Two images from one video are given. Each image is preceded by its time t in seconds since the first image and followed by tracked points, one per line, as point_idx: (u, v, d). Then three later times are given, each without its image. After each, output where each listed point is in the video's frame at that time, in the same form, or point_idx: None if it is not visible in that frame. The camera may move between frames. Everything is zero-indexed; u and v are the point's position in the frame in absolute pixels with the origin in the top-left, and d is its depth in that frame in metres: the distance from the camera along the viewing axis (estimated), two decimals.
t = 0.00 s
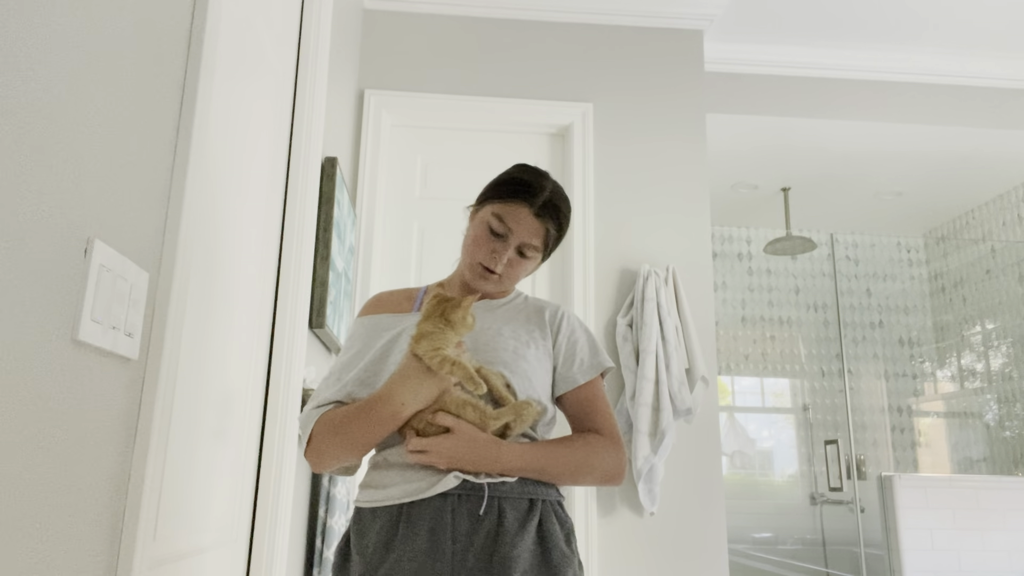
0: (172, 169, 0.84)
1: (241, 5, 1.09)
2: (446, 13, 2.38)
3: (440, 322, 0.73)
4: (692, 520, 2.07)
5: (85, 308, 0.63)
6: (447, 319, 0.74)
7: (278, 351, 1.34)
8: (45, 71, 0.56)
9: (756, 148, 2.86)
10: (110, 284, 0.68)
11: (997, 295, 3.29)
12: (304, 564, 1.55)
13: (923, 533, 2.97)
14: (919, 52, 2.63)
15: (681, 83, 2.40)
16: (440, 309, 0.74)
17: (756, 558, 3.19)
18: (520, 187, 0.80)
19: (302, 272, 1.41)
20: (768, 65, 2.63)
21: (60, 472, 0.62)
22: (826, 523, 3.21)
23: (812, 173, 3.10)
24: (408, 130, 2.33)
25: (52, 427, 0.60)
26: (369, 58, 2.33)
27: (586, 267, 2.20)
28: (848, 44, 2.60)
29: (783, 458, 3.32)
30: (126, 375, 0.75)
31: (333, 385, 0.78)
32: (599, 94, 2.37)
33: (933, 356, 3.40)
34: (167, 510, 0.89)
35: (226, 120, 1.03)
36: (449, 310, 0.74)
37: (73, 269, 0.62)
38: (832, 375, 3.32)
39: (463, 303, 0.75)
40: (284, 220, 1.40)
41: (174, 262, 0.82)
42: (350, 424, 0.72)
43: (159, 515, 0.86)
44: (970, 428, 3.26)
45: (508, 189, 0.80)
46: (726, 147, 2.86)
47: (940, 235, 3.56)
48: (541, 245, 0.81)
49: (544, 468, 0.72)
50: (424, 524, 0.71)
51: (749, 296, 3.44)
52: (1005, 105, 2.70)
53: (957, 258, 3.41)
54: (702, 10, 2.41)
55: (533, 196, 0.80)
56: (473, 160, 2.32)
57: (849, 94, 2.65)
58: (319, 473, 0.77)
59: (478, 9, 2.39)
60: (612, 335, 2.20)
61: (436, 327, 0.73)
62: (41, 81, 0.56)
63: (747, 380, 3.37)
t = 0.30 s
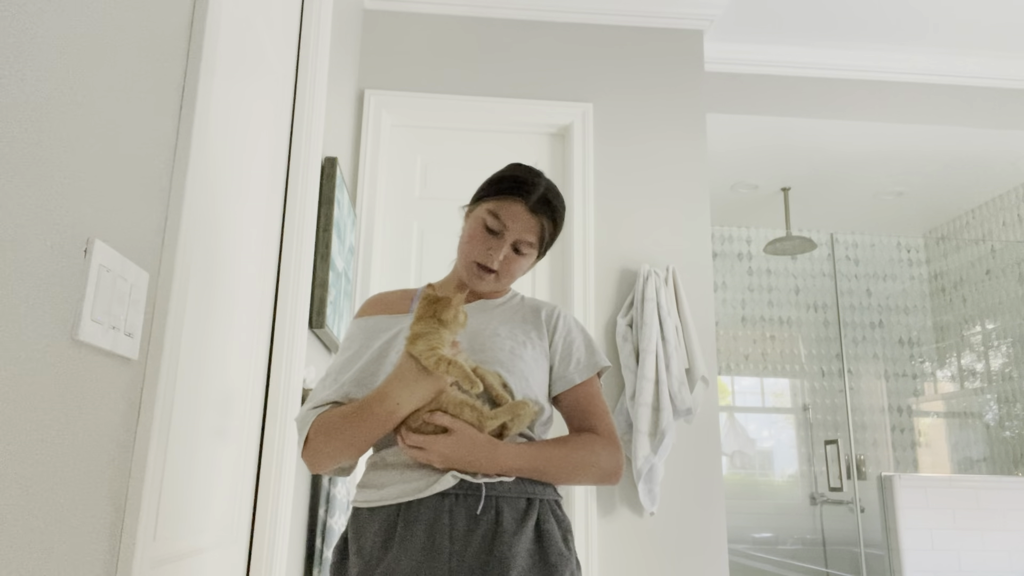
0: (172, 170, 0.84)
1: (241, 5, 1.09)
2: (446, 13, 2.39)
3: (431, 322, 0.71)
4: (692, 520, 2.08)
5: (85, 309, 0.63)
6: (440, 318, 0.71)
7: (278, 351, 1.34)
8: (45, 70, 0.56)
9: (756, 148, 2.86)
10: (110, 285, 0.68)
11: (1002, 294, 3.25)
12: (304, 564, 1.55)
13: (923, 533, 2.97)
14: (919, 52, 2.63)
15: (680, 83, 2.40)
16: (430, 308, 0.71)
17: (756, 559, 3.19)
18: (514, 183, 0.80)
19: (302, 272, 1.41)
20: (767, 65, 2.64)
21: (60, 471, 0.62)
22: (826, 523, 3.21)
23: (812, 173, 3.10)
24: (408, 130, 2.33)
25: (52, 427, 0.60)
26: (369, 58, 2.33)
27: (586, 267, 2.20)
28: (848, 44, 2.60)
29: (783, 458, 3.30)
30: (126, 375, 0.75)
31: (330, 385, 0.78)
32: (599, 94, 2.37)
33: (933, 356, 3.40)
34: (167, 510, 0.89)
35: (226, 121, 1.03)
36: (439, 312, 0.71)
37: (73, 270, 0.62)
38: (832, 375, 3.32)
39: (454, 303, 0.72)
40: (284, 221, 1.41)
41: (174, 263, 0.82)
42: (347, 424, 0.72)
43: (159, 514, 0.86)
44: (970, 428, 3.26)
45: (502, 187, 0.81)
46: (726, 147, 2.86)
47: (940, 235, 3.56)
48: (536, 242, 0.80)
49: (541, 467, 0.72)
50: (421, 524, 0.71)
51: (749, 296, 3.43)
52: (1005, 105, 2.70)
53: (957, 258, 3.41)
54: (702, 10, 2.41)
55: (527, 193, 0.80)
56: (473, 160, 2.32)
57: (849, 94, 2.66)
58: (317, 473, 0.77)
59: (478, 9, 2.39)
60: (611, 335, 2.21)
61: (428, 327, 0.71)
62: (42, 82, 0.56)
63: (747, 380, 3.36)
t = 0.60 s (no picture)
0: (172, 170, 0.84)
1: (241, 5, 1.09)
2: (446, 13, 2.38)
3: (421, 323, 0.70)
4: (691, 520, 2.08)
5: (85, 310, 0.63)
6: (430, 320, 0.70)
7: (278, 350, 1.34)
8: (45, 69, 0.56)
9: (756, 148, 2.86)
10: (110, 285, 0.68)
11: (999, 295, 3.29)
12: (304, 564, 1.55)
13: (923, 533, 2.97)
14: (919, 52, 2.63)
15: (680, 83, 2.40)
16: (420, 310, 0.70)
17: (756, 558, 3.19)
18: (511, 185, 0.81)
19: (302, 272, 1.41)
20: (768, 65, 2.64)
21: (60, 473, 0.62)
22: (826, 523, 3.20)
23: (812, 173, 3.10)
24: (409, 130, 2.33)
25: (52, 428, 0.60)
26: (369, 58, 2.33)
27: (586, 267, 2.20)
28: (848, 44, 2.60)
29: (783, 458, 3.31)
30: (126, 375, 0.75)
31: (328, 384, 0.78)
32: (599, 94, 2.37)
33: (933, 356, 3.39)
34: (167, 511, 0.89)
35: (226, 121, 1.03)
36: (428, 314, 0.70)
37: (73, 270, 0.62)
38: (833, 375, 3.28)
39: (440, 301, 0.71)
40: (284, 221, 1.40)
41: (175, 263, 0.82)
42: (345, 423, 0.72)
43: (159, 514, 0.86)
44: (970, 427, 3.26)
45: (498, 189, 0.81)
46: (726, 147, 2.86)
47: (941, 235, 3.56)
48: (533, 243, 0.80)
49: (538, 467, 0.72)
50: (419, 523, 0.71)
51: (748, 296, 3.43)
52: (1005, 105, 2.70)
53: (957, 258, 3.40)
54: (702, 10, 2.41)
55: (524, 194, 0.80)
56: (473, 160, 2.32)
57: (849, 93, 2.66)
58: (314, 473, 0.77)
59: (479, 9, 2.39)
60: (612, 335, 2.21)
61: (421, 329, 0.70)
62: (41, 81, 0.56)
63: (747, 380, 3.37)
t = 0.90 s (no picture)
0: (172, 169, 0.84)
1: (241, 6, 1.09)
2: (447, 13, 2.39)
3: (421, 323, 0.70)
4: (691, 520, 2.08)
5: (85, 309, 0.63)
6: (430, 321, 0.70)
7: (278, 350, 1.34)
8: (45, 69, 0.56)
9: (756, 148, 2.86)
10: (110, 285, 0.68)
11: (998, 295, 3.31)
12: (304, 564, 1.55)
13: (923, 533, 2.97)
14: (919, 51, 2.63)
15: (680, 83, 2.40)
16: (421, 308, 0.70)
17: (756, 558, 3.20)
18: (510, 185, 0.81)
19: (302, 272, 1.41)
20: (768, 65, 2.64)
21: (60, 472, 0.62)
22: (826, 523, 3.20)
23: (812, 173, 3.10)
24: (409, 130, 2.33)
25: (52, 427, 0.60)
26: (369, 58, 2.33)
27: (586, 268, 2.20)
28: (848, 43, 2.60)
29: (783, 458, 3.31)
30: (126, 375, 0.75)
31: (329, 381, 0.78)
32: (599, 94, 2.37)
33: (933, 356, 3.38)
34: (167, 511, 0.89)
35: (226, 121, 1.03)
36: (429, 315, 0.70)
37: (72, 269, 0.61)
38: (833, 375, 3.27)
39: (439, 300, 0.70)
40: (284, 221, 1.41)
41: (174, 263, 0.82)
42: (345, 421, 0.72)
43: (159, 514, 0.86)
44: (970, 427, 3.27)
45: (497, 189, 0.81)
46: (727, 147, 2.86)
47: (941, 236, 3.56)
48: (532, 242, 0.80)
49: (538, 468, 0.72)
50: (418, 522, 0.71)
51: (748, 296, 3.43)
52: (1005, 105, 2.70)
53: (958, 258, 3.40)
54: (702, 10, 2.41)
55: (523, 193, 0.80)
56: (474, 160, 2.32)
57: (850, 93, 2.66)
58: (311, 469, 0.77)
59: (479, 9, 2.39)
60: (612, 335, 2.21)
61: (422, 330, 0.70)
62: (41, 80, 0.56)
63: (747, 380, 3.37)
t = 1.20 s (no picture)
0: (172, 169, 0.84)
1: (241, 6, 1.09)
2: (447, 13, 2.39)
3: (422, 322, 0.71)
4: (691, 520, 2.07)
5: (85, 309, 0.63)
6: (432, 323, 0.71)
7: (278, 351, 1.34)
8: (45, 69, 0.56)
9: (756, 148, 2.86)
10: (110, 285, 0.68)
11: (998, 296, 3.33)
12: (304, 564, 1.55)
13: (923, 533, 2.97)
14: (919, 51, 2.63)
15: (680, 83, 2.40)
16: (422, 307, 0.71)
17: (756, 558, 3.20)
18: (509, 184, 0.81)
19: (302, 272, 1.41)
20: (768, 65, 2.64)
21: (61, 472, 0.62)
22: (826, 524, 3.20)
23: (812, 173, 3.10)
24: (409, 130, 2.33)
25: (52, 427, 0.60)
26: (369, 58, 2.33)
27: (586, 268, 2.20)
28: (848, 44, 2.60)
29: (783, 458, 3.31)
30: (126, 374, 0.75)
31: (330, 381, 0.78)
32: (599, 94, 2.37)
33: (933, 356, 3.37)
34: (167, 511, 0.89)
35: (226, 121, 1.03)
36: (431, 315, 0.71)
37: (73, 270, 0.62)
38: (832, 375, 3.28)
39: (440, 301, 0.71)
40: (284, 221, 1.41)
41: (174, 263, 0.82)
42: (345, 420, 0.72)
43: (159, 514, 0.86)
44: (970, 427, 3.27)
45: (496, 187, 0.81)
46: (727, 148, 2.86)
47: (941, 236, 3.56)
48: (532, 240, 0.80)
49: (540, 467, 0.72)
50: (421, 521, 0.71)
51: (748, 296, 3.43)
52: (1005, 105, 2.70)
53: (957, 258, 3.43)
54: (702, 10, 2.41)
55: (522, 191, 0.80)
56: (474, 160, 2.32)
57: (849, 94, 2.66)
58: (313, 469, 0.77)
59: (479, 9, 2.39)
60: (612, 335, 2.21)
61: (423, 330, 0.71)
62: (42, 82, 0.56)
63: (747, 380, 3.38)
